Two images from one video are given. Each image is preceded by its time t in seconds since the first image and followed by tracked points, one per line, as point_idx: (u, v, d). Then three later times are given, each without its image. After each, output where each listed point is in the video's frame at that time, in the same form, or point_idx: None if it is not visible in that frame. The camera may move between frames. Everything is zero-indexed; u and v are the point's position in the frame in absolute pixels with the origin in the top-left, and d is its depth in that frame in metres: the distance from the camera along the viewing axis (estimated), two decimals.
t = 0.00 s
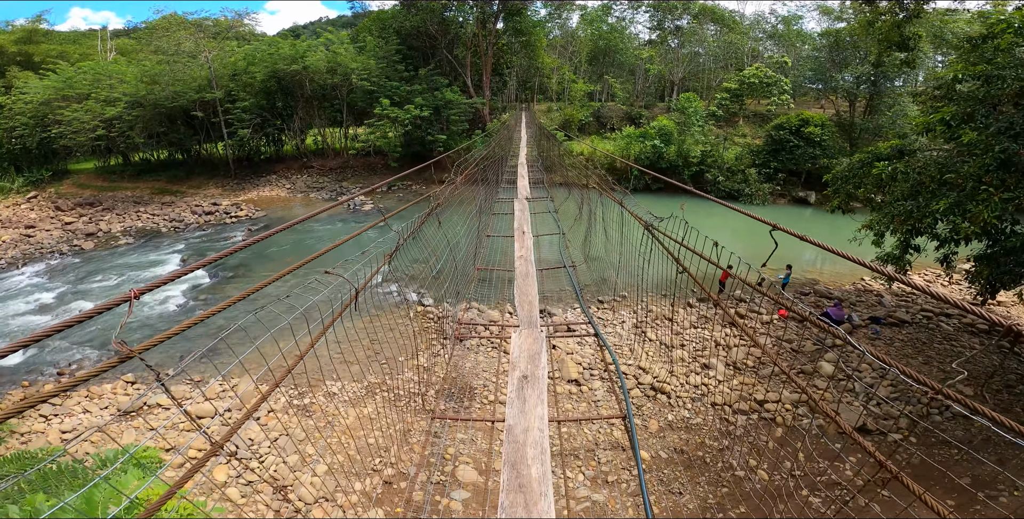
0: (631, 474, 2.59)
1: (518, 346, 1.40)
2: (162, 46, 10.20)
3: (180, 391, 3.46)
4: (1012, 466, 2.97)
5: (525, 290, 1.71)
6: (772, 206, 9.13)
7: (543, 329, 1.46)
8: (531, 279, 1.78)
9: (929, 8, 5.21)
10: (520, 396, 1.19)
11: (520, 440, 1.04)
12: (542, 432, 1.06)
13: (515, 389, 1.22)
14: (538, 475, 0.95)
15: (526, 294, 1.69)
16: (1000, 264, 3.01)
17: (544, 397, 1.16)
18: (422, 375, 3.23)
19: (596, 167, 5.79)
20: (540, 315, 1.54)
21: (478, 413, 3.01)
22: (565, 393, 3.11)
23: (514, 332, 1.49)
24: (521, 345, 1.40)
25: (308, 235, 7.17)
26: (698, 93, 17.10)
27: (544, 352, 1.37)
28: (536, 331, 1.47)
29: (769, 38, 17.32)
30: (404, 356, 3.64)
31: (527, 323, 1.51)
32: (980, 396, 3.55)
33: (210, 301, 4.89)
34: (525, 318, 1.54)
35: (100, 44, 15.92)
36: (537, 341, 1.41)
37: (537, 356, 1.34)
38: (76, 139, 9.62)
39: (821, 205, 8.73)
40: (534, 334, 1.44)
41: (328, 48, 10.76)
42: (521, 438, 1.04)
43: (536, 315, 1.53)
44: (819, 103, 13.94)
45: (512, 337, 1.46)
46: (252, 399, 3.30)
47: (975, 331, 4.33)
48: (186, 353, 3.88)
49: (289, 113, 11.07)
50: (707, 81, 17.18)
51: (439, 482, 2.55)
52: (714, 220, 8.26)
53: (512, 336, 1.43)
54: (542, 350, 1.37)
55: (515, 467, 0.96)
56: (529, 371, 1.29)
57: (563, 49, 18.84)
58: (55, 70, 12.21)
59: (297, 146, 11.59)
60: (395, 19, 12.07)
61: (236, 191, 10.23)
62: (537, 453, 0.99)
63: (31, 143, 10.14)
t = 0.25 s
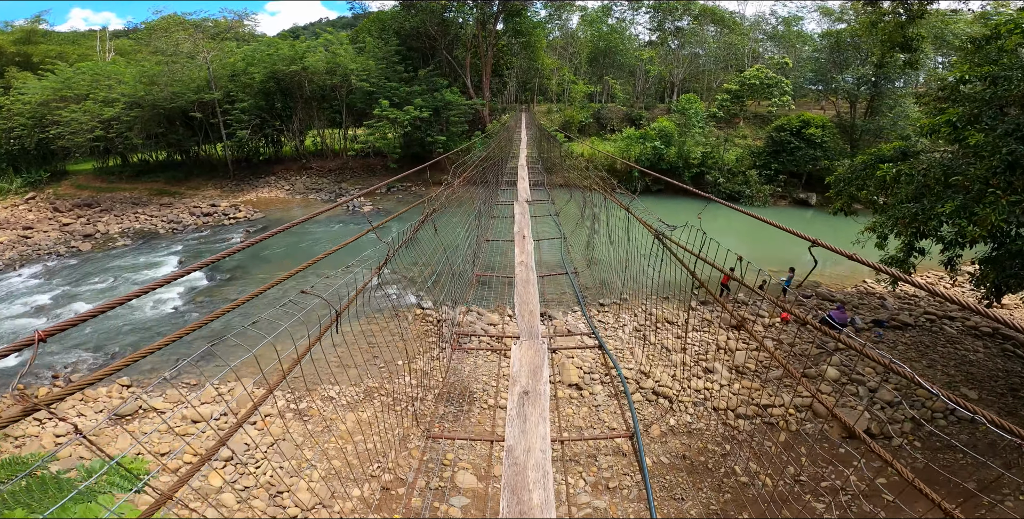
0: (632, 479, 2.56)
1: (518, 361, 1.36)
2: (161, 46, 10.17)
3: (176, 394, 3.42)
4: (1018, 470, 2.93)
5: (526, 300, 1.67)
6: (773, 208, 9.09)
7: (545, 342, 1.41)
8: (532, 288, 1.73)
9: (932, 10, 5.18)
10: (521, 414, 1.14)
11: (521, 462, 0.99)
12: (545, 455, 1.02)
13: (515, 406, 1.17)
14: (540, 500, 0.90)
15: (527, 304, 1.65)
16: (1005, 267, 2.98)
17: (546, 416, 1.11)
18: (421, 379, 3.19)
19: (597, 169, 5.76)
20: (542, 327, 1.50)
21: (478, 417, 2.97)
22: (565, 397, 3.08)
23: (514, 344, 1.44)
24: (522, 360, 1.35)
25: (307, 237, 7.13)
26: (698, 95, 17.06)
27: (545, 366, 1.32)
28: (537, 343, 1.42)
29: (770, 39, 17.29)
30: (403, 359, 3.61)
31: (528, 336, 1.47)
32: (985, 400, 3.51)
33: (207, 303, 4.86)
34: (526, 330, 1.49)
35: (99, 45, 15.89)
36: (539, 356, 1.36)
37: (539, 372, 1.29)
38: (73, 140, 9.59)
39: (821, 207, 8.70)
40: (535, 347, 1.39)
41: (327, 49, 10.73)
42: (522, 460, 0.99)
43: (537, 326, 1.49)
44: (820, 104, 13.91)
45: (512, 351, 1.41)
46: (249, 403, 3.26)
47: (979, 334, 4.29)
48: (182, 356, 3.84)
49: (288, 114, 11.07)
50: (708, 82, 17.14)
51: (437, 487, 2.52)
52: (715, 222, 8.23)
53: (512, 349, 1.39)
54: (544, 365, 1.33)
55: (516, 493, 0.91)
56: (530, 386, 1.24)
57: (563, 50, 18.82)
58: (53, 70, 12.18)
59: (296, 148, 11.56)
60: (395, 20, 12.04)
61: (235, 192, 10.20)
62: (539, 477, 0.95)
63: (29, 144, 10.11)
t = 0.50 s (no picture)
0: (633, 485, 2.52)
1: (522, 373, 1.31)
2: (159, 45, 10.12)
3: (171, 396, 3.37)
4: None
5: (528, 307, 1.63)
6: (774, 208, 9.06)
7: (550, 354, 1.36)
8: (535, 296, 1.69)
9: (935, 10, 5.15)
10: (526, 433, 1.09)
11: (526, 487, 0.94)
12: (551, 478, 0.97)
13: (519, 424, 1.12)
14: None
15: (529, 312, 1.60)
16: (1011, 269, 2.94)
17: (552, 435, 1.06)
18: (420, 382, 3.15)
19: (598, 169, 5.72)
20: (545, 338, 1.45)
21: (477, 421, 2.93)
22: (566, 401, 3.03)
23: (516, 356, 1.40)
24: (525, 373, 1.30)
25: (306, 237, 7.09)
26: (699, 95, 17.04)
27: (550, 380, 1.27)
28: (541, 356, 1.38)
29: (771, 39, 17.27)
30: (402, 362, 3.56)
31: (531, 347, 1.42)
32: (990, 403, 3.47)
33: (203, 304, 4.81)
34: (529, 341, 1.45)
35: (97, 44, 15.85)
36: (543, 369, 1.32)
37: (543, 386, 1.24)
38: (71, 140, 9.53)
39: (822, 208, 8.68)
40: (539, 359, 1.34)
41: (327, 48, 10.69)
42: (527, 483, 0.94)
43: (540, 337, 1.45)
44: (821, 104, 13.87)
45: (514, 362, 1.37)
46: (245, 406, 3.21)
47: (983, 336, 4.26)
48: (179, 359, 3.80)
49: (286, 114, 11.11)
50: (708, 82, 17.11)
51: (436, 492, 2.48)
52: (716, 223, 8.19)
53: (515, 361, 1.34)
54: (549, 379, 1.28)
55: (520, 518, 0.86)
56: (533, 402, 1.19)
57: (563, 50, 18.79)
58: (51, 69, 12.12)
59: (295, 147, 11.52)
60: (395, 19, 11.98)
61: (234, 192, 10.16)
62: (545, 501, 0.90)
63: (26, 143, 10.05)
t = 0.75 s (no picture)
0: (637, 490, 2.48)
1: (527, 392, 1.25)
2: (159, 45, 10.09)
3: (168, 400, 3.34)
4: None
5: (532, 320, 1.58)
6: (776, 210, 9.03)
7: (555, 372, 1.31)
8: (539, 308, 1.64)
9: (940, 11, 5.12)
10: (532, 458, 1.03)
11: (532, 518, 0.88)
12: (559, 509, 0.92)
13: (524, 448, 1.06)
14: None
15: (533, 326, 1.55)
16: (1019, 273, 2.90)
17: (560, 460, 1.00)
18: (420, 385, 3.12)
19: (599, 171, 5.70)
20: (550, 355, 1.40)
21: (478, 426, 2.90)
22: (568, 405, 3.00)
23: (520, 373, 1.34)
24: (530, 393, 1.25)
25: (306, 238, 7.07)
26: (700, 96, 16.98)
27: (556, 401, 1.22)
28: (546, 373, 1.32)
29: (772, 40, 17.23)
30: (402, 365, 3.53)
31: (536, 365, 1.37)
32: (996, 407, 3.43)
33: (202, 305, 4.77)
34: (533, 358, 1.39)
35: (97, 44, 15.81)
36: (549, 389, 1.26)
37: (549, 407, 1.19)
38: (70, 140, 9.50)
39: (824, 210, 8.65)
40: (544, 378, 1.29)
41: (326, 48, 10.66)
42: (534, 517, 0.88)
43: (546, 355, 1.40)
44: (822, 105, 13.83)
45: (518, 381, 1.31)
46: (243, 411, 3.17)
47: (987, 340, 4.22)
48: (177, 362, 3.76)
49: (286, 114, 11.04)
50: (710, 83, 17.07)
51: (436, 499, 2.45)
52: (717, 224, 8.17)
53: (519, 380, 1.29)
54: (555, 399, 1.22)
55: None
56: (539, 425, 1.13)
57: (564, 51, 18.76)
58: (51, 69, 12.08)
59: (295, 147, 11.49)
60: (395, 19, 11.95)
61: (233, 192, 10.13)
62: None
63: (25, 143, 10.02)
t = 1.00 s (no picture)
0: (640, 499, 2.44)
1: (529, 416, 1.19)
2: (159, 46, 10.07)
3: (163, 404, 3.29)
4: None
5: (534, 335, 1.52)
6: (778, 213, 8.99)
7: (559, 393, 1.25)
8: (542, 322, 1.58)
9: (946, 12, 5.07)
10: (535, 490, 0.95)
11: None
12: None
13: (526, 478, 0.98)
14: None
15: (535, 341, 1.49)
16: None
17: (566, 492, 0.93)
18: (419, 390, 3.07)
19: (601, 173, 5.67)
20: (553, 373, 1.34)
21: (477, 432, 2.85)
22: (569, 411, 2.95)
23: (522, 394, 1.28)
24: (532, 415, 1.18)
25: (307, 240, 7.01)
26: (702, 97, 16.94)
27: (561, 425, 1.15)
28: (550, 395, 1.26)
29: (774, 41, 17.21)
30: (401, 370, 3.48)
31: (538, 384, 1.30)
32: (1003, 413, 3.38)
33: (199, 308, 4.72)
34: (536, 377, 1.33)
35: (97, 44, 15.80)
36: (552, 412, 1.20)
37: (552, 431, 1.12)
38: (69, 141, 9.46)
39: (827, 212, 8.61)
40: (548, 399, 1.23)
41: (327, 49, 10.63)
42: None
43: (549, 373, 1.33)
44: (825, 107, 13.80)
45: (520, 402, 1.25)
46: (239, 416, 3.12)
47: (994, 344, 4.16)
48: (172, 366, 3.72)
49: (286, 115, 11.01)
50: (711, 85, 17.05)
51: (435, 507, 2.41)
52: (719, 227, 8.14)
53: (521, 402, 1.22)
54: (559, 423, 1.16)
55: None
56: (543, 451, 1.06)
57: (565, 52, 18.77)
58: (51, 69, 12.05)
59: (295, 148, 11.46)
60: (396, 20, 11.93)
61: (233, 193, 10.10)
62: None
63: (25, 143, 9.99)
